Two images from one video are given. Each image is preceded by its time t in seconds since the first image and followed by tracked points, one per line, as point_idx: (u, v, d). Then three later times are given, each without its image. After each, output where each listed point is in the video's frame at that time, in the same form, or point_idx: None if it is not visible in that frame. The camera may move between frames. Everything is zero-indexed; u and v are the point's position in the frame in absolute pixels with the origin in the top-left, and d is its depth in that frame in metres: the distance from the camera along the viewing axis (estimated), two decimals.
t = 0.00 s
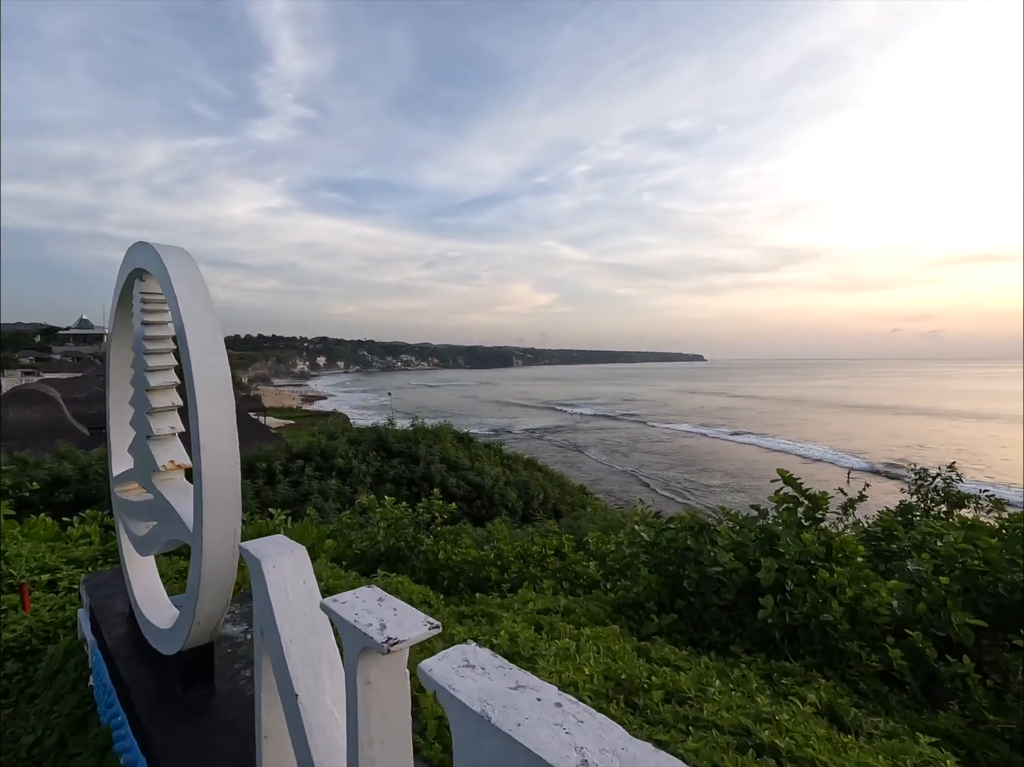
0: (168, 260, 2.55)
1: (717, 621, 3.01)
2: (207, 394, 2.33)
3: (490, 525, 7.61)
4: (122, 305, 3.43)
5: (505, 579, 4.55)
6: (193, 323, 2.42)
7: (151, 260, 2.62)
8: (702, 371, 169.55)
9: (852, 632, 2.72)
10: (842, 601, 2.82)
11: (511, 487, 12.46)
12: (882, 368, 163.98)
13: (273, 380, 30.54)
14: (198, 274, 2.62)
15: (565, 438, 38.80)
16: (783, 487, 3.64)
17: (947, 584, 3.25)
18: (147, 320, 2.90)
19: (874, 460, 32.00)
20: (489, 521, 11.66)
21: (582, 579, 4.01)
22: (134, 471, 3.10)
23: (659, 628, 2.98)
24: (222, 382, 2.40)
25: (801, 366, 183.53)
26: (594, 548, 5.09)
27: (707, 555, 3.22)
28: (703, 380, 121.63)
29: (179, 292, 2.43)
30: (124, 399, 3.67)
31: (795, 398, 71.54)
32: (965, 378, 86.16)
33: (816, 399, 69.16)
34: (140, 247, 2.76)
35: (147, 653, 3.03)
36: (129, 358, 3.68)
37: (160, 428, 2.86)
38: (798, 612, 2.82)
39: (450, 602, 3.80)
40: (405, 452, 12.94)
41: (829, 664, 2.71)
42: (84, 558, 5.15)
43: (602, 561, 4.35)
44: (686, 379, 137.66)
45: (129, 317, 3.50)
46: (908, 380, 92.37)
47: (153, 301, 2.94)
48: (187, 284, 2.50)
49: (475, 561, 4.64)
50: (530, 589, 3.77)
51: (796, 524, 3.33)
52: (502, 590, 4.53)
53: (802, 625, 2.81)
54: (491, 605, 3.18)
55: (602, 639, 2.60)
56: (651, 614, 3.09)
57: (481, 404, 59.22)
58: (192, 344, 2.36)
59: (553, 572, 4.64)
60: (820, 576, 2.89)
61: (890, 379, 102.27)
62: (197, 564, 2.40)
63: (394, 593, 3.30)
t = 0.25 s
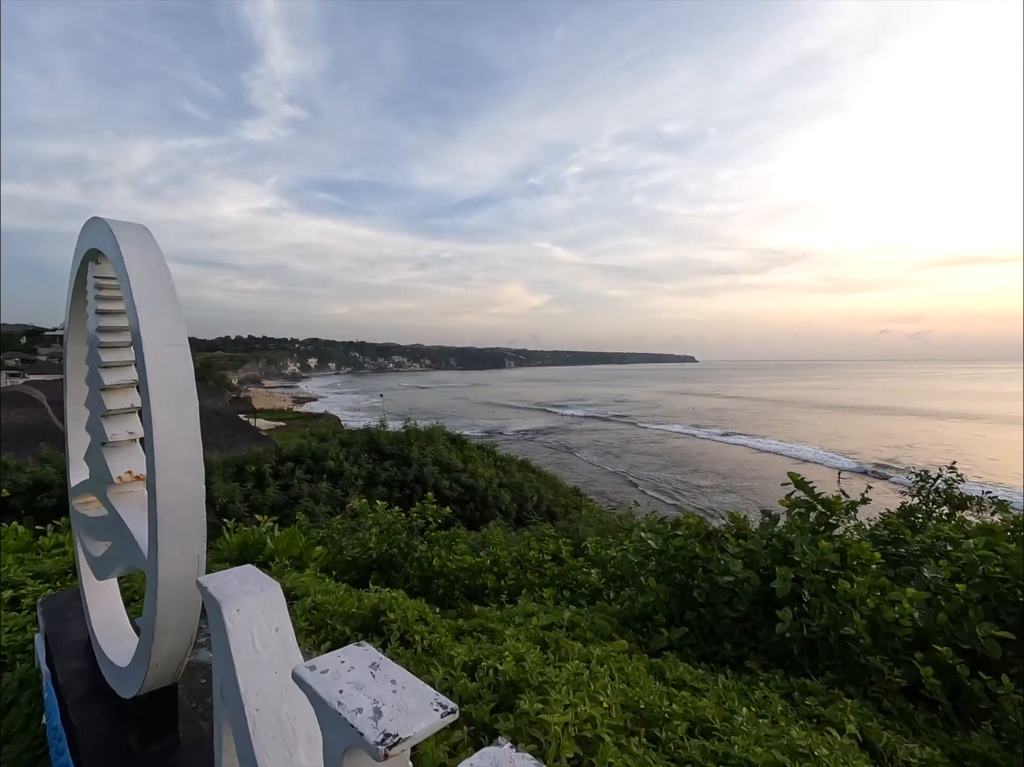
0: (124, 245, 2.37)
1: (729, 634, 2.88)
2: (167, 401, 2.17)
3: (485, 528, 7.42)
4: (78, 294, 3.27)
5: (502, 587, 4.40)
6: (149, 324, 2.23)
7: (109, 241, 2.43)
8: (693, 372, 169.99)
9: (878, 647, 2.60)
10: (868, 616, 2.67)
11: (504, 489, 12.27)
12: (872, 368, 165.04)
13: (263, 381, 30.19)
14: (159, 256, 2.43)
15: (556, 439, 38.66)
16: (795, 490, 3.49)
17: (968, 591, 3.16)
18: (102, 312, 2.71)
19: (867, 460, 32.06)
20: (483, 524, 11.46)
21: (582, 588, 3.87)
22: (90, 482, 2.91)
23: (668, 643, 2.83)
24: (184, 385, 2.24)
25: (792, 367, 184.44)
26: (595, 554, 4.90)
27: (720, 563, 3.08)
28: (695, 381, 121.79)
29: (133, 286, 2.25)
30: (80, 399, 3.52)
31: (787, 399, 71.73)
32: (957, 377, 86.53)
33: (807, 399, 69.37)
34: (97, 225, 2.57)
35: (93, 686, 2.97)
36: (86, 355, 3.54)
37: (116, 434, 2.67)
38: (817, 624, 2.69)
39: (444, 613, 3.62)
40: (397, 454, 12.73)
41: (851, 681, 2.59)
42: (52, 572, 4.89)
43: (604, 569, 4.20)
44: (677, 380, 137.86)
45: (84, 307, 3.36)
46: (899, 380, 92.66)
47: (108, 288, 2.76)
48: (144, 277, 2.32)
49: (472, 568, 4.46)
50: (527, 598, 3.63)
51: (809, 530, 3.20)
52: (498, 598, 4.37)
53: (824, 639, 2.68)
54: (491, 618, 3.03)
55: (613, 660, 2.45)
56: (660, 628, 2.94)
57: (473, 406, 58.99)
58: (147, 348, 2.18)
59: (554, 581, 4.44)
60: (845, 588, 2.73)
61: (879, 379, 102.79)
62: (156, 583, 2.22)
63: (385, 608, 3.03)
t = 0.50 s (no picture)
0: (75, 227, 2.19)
1: (741, 650, 2.79)
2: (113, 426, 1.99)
3: (480, 533, 7.27)
4: (25, 290, 3.15)
5: (499, 596, 4.26)
6: (96, 319, 2.06)
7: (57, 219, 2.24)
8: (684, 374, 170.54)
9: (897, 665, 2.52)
10: (888, 633, 2.58)
11: (498, 493, 12.13)
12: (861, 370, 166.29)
13: (252, 383, 29.85)
14: (112, 238, 2.26)
15: (548, 442, 38.54)
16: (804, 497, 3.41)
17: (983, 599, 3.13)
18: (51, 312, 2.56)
19: (858, 462, 32.19)
20: (477, 528, 11.30)
21: (584, 598, 3.75)
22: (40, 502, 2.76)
23: (678, 659, 2.73)
24: (136, 401, 2.05)
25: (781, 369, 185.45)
26: (594, 561, 4.76)
27: (730, 572, 2.95)
28: (685, 383, 122.21)
29: (81, 276, 2.07)
30: (32, 405, 3.39)
31: (777, 401, 72.05)
32: (943, 379, 87.42)
33: (796, 401, 69.55)
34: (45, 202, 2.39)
35: (27, 719, 2.97)
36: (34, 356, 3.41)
37: (65, 446, 2.53)
38: (833, 639, 2.63)
39: (441, 626, 3.47)
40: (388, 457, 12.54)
41: (869, 700, 2.53)
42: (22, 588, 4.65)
43: (605, 578, 4.09)
44: (668, 381, 138.31)
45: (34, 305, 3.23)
46: (887, 382, 93.43)
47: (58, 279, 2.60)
48: (95, 262, 2.14)
49: (468, 576, 4.31)
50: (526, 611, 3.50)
51: (821, 540, 3.10)
52: (496, 608, 4.24)
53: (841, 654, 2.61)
54: (490, 632, 2.91)
55: (624, 687, 2.34)
56: (669, 643, 2.83)
57: (464, 408, 58.75)
58: (91, 347, 2.00)
59: (553, 591, 4.29)
60: (864, 603, 2.65)
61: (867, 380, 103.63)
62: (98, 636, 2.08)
63: (378, 628, 2.85)
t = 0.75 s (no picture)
0: None
1: (747, 668, 2.78)
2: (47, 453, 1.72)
3: (471, 539, 7.12)
4: None
5: (492, 607, 4.13)
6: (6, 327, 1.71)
7: None
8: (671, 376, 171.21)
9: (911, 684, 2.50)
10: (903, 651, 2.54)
11: (488, 496, 11.99)
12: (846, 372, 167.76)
13: (238, 385, 29.42)
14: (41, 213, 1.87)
15: (537, 444, 38.40)
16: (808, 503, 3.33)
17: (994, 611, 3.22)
18: None
19: (845, 463, 32.36)
20: (466, 532, 11.14)
21: (581, 611, 3.65)
22: None
23: (684, 678, 2.70)
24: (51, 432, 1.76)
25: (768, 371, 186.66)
26: (589, 568, 4.62)
27: (735, 584, 2.88)
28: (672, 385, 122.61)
29: None
30: None
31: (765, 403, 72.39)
32: (926, 382, 88.36)
33: (782, 403, 70.06)
34: None
35: None
36: None
37: None
38: (844, 654, 2.62)
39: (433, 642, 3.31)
40: (377, 461, 12.35)
41: (883, 719, 2.53)
42: None
43: (602, 589, 3.98)
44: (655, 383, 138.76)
45: None
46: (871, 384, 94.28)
47: None
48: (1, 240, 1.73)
49: (459, 587, 4.16)
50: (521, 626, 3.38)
51: (829, 551, 3.01)
52: (488, 620, 4.10)
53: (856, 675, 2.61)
54: (483, 652, 2.81)
55: (631, 717, 2.25)
56: (673, 662, 2.79)
57: (452, 410, 58.47)
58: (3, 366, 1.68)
59: (548, 603, 4.15)
60: (878, 619, 2.59)
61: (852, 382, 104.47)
62: (2, 706, 1.77)
63: (363, 651, 2.70)
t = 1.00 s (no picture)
0: None
1: (749, 682, 2.82)
2: None
3: (457, 545, 6.99)
4: None
5: (480, 617, 4.00)
6: None
7: None
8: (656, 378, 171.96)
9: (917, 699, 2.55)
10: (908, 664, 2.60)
11: (474, 500, 11.83)
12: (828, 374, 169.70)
13: (219, 388, 28.91)
14: None
15: (523, 446, 38.24)
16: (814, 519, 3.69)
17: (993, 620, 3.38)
18: None
19: (829, 465, 32.60)
20: (453, 537, 10.97)
21: (573, 621, 3.59)
22: None
23: (682, 694, 2.73)
24: None
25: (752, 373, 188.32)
26: (578, 577, 4.50)
27: (735, 593, 2.92)
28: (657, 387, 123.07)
29: None
30: None
31: (749, 405, 72.84)
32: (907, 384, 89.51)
33: (765, 404, 70.59)
34: None
35: None
36: None
37: None
38: (850, 667, 2.65)
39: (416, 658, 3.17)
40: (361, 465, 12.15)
41: (889, 735, 2.56)
42: None
43: (594, 598, 3.91)
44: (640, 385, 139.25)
45: None
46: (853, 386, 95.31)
47: None
48: None
49: (445, 595, 4.01)
50: (510, 640, 3.29)
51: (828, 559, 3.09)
52: (477, 631, 3.97)
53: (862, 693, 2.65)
54: (474, 670, 2.76)
55: (631, 746, 2.15)
56: (672, 676, 2.86)
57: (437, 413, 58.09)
58: None
59: (537, 614, 4.01)
60: (884, 631, 2.64)
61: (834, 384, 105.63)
62: None
63: (341, 673, 2.59)
